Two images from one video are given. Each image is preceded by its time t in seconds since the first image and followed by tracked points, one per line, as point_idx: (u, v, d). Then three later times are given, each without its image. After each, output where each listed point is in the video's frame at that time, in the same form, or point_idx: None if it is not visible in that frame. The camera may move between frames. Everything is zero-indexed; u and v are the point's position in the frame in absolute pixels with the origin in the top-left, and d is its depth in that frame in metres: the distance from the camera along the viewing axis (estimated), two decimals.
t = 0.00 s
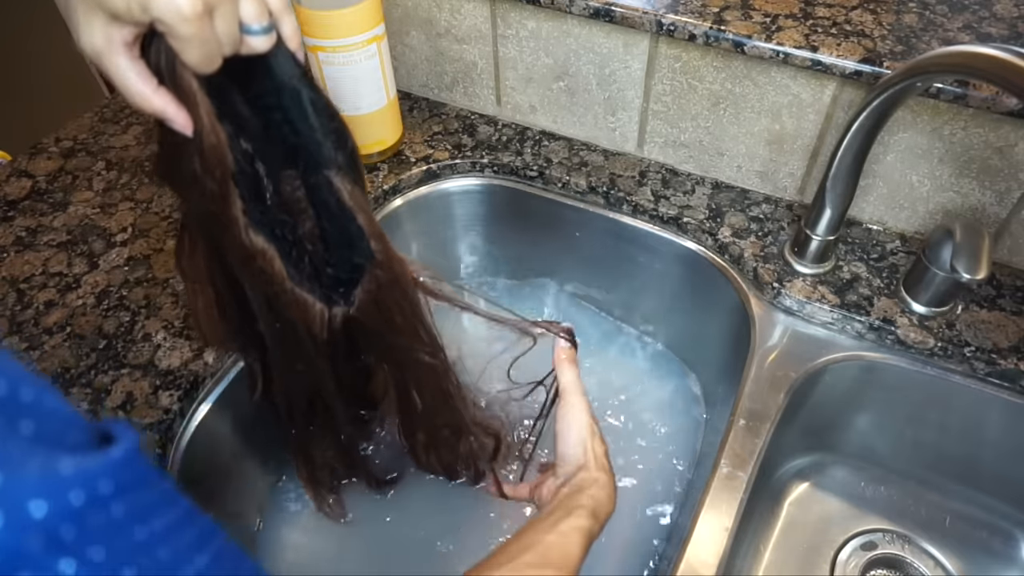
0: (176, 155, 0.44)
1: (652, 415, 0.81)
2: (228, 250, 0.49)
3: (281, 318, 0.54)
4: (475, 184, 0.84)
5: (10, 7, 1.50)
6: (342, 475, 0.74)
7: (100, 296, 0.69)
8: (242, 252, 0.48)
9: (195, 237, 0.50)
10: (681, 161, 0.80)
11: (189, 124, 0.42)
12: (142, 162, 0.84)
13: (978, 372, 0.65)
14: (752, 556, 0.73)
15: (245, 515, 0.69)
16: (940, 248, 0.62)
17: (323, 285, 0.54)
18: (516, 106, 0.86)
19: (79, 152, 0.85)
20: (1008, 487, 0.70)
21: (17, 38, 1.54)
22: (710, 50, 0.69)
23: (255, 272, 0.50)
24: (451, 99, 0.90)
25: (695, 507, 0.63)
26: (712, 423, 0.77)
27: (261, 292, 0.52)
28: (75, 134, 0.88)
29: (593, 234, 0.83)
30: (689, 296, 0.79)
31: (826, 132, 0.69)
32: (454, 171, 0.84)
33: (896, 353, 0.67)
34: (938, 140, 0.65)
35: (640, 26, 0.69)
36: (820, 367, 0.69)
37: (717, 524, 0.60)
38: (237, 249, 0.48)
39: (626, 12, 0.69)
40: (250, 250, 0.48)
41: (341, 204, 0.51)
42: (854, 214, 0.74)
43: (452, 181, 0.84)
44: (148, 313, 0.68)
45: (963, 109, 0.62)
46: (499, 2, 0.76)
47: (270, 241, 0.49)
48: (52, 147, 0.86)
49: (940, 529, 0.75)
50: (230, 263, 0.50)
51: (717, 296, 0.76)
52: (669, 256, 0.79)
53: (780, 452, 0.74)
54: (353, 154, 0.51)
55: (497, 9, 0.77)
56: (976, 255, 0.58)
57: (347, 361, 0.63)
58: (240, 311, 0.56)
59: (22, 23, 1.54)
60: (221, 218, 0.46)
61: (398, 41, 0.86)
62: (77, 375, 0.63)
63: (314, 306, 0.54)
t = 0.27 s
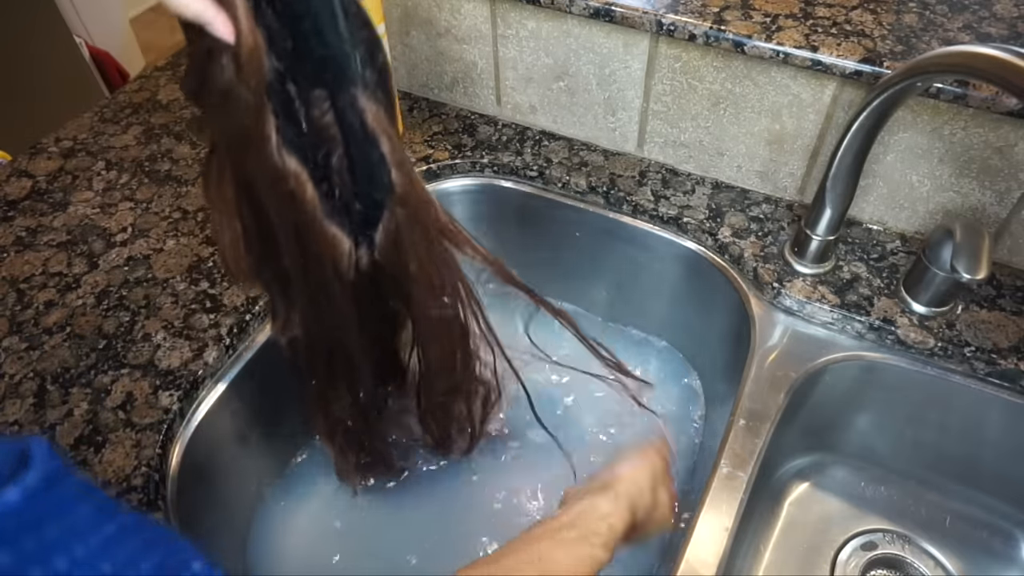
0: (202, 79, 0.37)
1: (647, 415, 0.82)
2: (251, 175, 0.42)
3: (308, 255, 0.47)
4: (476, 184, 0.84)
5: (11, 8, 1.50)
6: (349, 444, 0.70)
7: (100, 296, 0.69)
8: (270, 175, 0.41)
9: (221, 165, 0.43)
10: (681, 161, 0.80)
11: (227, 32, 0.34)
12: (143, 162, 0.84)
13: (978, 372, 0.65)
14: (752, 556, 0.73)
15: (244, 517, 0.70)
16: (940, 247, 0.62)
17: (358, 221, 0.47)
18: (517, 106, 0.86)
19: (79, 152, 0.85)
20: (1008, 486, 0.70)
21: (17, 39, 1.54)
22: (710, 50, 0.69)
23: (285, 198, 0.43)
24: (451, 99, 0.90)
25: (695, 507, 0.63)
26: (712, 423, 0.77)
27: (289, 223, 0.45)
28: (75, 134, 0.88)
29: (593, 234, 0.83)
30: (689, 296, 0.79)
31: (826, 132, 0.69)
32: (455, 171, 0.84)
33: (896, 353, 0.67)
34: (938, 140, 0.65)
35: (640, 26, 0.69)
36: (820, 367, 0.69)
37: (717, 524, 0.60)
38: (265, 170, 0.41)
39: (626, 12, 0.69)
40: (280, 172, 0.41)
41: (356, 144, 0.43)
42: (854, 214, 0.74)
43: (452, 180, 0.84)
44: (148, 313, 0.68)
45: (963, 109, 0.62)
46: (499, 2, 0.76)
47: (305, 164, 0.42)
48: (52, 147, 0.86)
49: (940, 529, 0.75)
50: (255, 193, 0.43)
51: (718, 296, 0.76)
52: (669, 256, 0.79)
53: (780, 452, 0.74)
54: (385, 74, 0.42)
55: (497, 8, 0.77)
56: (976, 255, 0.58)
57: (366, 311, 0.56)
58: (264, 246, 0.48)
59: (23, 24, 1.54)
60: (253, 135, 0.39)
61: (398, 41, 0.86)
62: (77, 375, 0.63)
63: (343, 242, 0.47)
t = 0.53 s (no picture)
0: None
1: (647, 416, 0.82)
2: (302, 107, 0.41)
3: (355, 195, 0.46)
4: (476, 184, 0.84)
5: (11, 7, 1.50)
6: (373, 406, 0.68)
7: (100, 296, 0.69)
8: (325, 102, 0.40)
9: (261, 100, 0.42)
10: (681, 161, 0.80)
11: None
12: (142, 162, 0.84)
13: (979, 372, 0.65)
14: (751, 556, 0.73)
15: (243, 515, 0.70)
16: (940, 247, 0.62)
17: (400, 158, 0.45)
18: (517, 106, 0.86)
19: (79, 152, 0.85)
20: (1008, 486, 0.70)
21: (18, 38, 1.54)
22: (710, 50, 0.69)
23: (340, 123, 0.42)
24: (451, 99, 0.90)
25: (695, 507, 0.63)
26: (713, 423, 0.77)
27: (333, 163, 0.44)
28: (75, 134, 0.87)
29: (593, 234, 0.83)
30: (689, 295, 0.79)
31: (826, 132, 0.69)
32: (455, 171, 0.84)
33: (896, 353, 0.67)
34: (938, 140, 0.65)
35: (640, 26, 0.69)
36: (820, 367, 0.69)
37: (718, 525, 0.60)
38: (320, 95, 0.40)
39: (627, 12, 0.69)
40: (335, 95, 0.40)
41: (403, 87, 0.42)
42: (854, 214, 0.74)
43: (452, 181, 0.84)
44: (148, 313, 0.68)
45: (963, 109, 0.62)
46: (499, 2, 0.76)
47: (365, 90, 0.41)
48: (52, 147, 0.86)
49: (941, 529, 0.75)
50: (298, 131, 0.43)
51: (717, 296, 0.76)
52: (669, 257, 0.79)
53: (780, 452, 0.74)
54: None
55: (497, 9, 0.77)
56: (976, 255, 0.58)
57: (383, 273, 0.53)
58: (297, 188, 0.47)
59: (23, 23, 1.54)
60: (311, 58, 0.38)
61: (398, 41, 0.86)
62: (77, 375, 0.63)
63: (392, 183, 0.46)
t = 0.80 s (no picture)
0: None
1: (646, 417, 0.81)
2: (394, 97, 0.42)
3: (433, 188, 0.46)
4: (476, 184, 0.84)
5: (11, 7, 1.50)
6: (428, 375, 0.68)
7: (100, 296, 0.69)
8: (417, 90, 0.41)
9: (359, 84, 0.44)
10: (681, 161, 0.80)
11: None
12: (142, 162, 0.84)
13: (979, 372, 0.65)
14: (751, 556, 0.73)
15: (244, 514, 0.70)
16: (940, 247, 0.62)
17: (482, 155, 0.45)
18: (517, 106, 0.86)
19: (79, 152, 0.85)
20: (1008, 486, 0.70)
21: (18, 38, 1.54)
22: (710, 50, 0.69)
23: (432, 115, 0.42)
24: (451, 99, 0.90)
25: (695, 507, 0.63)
26: (712, 423, 0.77)
27: (416, 150, 0.44)
28: (75, 134, 0.87)
29: (593, 233, 0.83)
30: (689, 295, 0.80)
31: (826, 132, 0.69)
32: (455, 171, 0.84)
33: (896, 353, 0.67)
34: (938, 140, 0.65)
35: (640, 25, 0.69)
36: (820, 367, 0.69)
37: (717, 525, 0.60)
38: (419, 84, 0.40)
39: (626, 12, 0.69)
40: (432, 87, 0.40)
41: (479, 79, 0.41)
42: (854, 214, 0.74)
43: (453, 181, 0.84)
44: (148, 313, 0.68)
45: (963, 109, 0.62)
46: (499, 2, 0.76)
47: (459, 86, 0.41)
48: (52, 147, 0.86)
49: (940, 529, 0.75)
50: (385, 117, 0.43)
51: (718, 296, 0.76)
52: (669, 257, 0.79)
53: (780, 452, 0.74)
54: None
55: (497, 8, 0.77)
56: (976, 255, 0.58)
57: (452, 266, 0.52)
58: (379, 179, 0.48)
59: (23, 23, 1.54)
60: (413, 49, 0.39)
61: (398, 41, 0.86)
62: (77, 375, 0.63)
63: (474, 176, 0.45)
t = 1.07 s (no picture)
0: None
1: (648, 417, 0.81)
2: None
3: (443, 83, 0.41)
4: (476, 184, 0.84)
5: (10, 7, 1.50)
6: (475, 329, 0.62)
7: (100, 296, 0.69)
8: None
9: None
10: (681, 161, 0.80)
11: None
12: (142, 162, 0.84)
13: (979, 372, 0.65)
14: (751, 556, 0.73)
15: (244, 514, 0.70)
16: (940, 247, 0.62)
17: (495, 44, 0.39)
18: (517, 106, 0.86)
19: (78, 152, 0.85)
20: (1009, 487, 0.70)
21: (17, 38, 1.54)
22: (710, 50, 0.69)
23: None
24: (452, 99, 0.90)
25: (695, 507, 0.63)
26: (712, 424, 0.77)
27: (423, 33, 0.39)
28: (75, 134, 0.87)
29: (594, 234, 0.83)
30: (689, 295, 0.80)
31: (826, 132, 0.69)
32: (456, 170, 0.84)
33: (896, 353, 0.67)
34: (938, 140, 0.65)
35: (640, 25, 0.69)
36: (820, 367, 0.69)
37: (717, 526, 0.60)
38: None
39: (627, 12, 0.69)
40: None
41: None
42: (854, 214, 0.74)
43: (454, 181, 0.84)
44: (148, 313, 0.68)
45: (963, 109, 0.62)
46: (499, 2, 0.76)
47: None
48: (52, 147, 0.86)
49: (940, 529, 0.75)
50: (387, 2, 0.39)
51: (718, 296, 0.76)
52: (669, 257, 0.79)
53: (780, 452, 0.74)
54: None
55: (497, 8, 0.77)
56: (976, 255, 0.58)
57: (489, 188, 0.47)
58: (390, 86, 0.44)
59: (23, 23, 1.54)
60: None
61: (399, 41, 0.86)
62: (77, 375, 0.63)
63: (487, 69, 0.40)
